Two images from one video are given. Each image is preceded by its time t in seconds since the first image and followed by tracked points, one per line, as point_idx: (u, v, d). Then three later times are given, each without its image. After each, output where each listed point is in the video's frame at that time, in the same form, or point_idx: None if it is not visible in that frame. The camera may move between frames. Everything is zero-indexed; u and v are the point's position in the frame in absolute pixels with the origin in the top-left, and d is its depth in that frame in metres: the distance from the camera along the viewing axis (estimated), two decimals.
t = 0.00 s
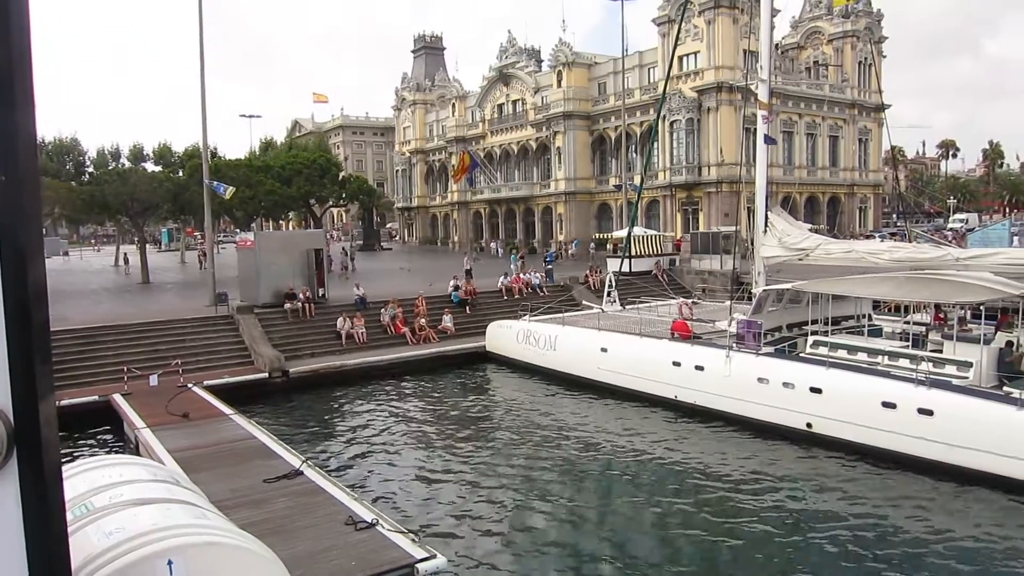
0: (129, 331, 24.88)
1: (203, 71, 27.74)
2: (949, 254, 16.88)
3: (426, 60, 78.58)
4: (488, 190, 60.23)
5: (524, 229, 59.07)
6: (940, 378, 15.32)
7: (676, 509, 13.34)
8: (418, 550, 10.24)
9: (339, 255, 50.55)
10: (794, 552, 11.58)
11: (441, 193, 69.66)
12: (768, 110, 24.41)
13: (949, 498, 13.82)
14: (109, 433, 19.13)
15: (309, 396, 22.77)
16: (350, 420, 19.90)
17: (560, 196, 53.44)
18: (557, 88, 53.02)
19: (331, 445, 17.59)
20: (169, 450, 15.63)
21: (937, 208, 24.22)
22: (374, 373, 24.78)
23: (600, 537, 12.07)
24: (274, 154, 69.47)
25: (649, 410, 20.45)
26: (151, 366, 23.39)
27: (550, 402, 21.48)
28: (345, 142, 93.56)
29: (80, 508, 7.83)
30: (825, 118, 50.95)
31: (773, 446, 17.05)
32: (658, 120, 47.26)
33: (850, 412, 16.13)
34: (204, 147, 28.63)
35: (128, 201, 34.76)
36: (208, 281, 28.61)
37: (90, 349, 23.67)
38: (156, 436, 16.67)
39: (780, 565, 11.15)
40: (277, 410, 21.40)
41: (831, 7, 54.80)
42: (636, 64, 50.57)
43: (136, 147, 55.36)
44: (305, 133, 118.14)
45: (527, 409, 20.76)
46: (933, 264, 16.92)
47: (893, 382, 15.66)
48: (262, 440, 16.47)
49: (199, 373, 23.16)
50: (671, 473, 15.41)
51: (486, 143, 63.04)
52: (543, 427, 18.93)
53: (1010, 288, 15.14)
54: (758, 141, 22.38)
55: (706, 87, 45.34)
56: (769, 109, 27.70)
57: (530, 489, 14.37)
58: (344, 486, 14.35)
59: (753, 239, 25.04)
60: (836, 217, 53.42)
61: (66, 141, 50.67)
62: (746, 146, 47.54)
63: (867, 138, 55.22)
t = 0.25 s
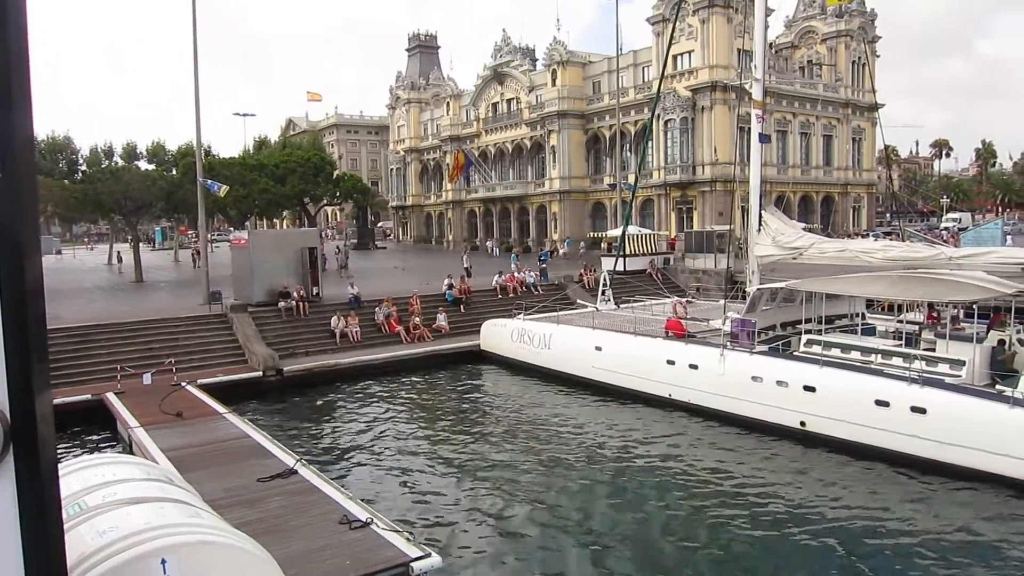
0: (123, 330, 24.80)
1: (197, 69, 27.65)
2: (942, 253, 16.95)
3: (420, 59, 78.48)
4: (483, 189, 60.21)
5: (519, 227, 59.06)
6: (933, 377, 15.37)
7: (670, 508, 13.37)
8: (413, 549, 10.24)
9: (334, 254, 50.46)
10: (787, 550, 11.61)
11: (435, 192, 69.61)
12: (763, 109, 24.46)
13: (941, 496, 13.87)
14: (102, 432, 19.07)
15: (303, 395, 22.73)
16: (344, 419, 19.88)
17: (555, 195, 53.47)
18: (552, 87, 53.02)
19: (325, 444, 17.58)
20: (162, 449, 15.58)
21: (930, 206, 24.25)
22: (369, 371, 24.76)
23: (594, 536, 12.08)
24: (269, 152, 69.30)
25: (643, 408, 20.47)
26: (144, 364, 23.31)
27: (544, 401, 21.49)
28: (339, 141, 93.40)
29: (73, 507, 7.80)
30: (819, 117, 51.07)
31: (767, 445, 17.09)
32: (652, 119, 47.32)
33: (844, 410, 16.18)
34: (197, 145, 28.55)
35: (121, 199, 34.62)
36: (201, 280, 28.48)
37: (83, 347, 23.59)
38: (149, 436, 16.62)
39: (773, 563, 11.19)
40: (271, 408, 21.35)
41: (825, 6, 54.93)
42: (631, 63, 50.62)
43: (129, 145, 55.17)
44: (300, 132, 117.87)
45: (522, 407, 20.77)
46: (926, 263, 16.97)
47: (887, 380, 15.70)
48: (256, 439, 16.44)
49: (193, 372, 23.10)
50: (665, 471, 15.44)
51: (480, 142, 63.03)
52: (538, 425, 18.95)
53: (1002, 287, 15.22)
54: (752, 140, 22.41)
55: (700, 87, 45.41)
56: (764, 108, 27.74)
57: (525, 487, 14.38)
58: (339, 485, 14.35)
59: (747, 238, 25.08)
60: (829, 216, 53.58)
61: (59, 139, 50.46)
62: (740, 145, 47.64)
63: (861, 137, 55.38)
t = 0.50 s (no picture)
0: (115, 331, 24.71)
1: (188, 68, 27.53)
2: (933, 251, 17.02)
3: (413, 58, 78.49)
4: (476, 188, 60.23)
5: (512, 227, 59.10)
6: (923, 373, 15.45)
7: (663, 505, 13.40)
8: (407, 549, 10.23)
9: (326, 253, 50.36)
10: (779, 548, 11.63)
11: (429, 191, 69.57)
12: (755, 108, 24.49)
13: (931, 491, 13.97)
14: (94, 434, 18.98)
15: (296, 395, 22.66)
16: (337, 418, 19.85)
17: (548, 194, 53.49)
18: (545, 86, 53.00)
19: (318, 443, 17.55)
20: (154, 450, 15.55)
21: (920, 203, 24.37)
22: (361, 371, 24.71)
23: (586, 534, 12.12)
24: (261, 152, 69.11)
25: (637, 405, 20.54)
26: (136, 364, 23.24)
27: (537, 399, 21.51)
28: (332, 141, 93.32)
29: (64, 510, 7.74)
30: (811, 116, 51.22)
31: (758, 442, 17.15)
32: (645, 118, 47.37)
33: (835, 408, 16.23)
34: (189, 143, 28.37)
35: (112, 199, 34.43)
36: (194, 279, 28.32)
37: (75, 348, 23.50)
38: (141, 437, 16.57)
39: (766, 560, 11.22)
40: (264, 409, 21.31)
41: (817, 6, 55.10)
42: (623, 63, 50.66)
43: (121, 145, 54.92)
44: (293, 131, 117.64)
45: (515, 406, 20.77)
46: (917, 260, 17.04)
47: (878, 377, 15.74)
48: (248, 438, 16.39)
49: (185, 372, 23.04)
50: (658, 469, 15.48)
51: (473, 141, 62.99)
52: (531, 424, 18.95)
53: (993, 285, 15.29)
54: (744, 139, 22.43)
55: (693, 86, 45.48)
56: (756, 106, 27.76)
57: (518, 486, 14.37)
58: (333, 485, 14.34)
59: (739, 236, 25.12)
60: (821, 215, 53.77)
61: (50, 138, 50.18)
62: (732, 145, 47.79)
63: (853, 136, 55.62)
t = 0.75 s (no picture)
0: (105, 332, 24.57)
1: (178, 68, 27.38)
2: (923, 249, 17.08)
3: (404, 57, 78.38)
4: (468, 187, 60.16)
5: (504, 226, 59.07)
6: (914, 370, 15.51)
7: (655, 503, 13.40)
8: (400, 548, 10.19)
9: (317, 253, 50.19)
10: (772, 545, 11.65)
11: (420, 190, 69.48)
12: (745, 106, 24.54)
13: (922, 488, 14.02)
14: (84, 436, 18.86)
15: (287, 396, 22.58)
16: (329, 418, 19.80)
17: (540, 193, 53.47)
18: (536, 85, 52.96)
19: (310, 444, 17.49)
20: (145, 451, 15.47)
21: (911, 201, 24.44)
22: (353, 370, 24.64)
23: (579, 532, 12.11)
24: (251, 151, 68.84)
25: (630, 404, 20.55)
26: (127, 365, 23.12)
27: (530, 398, 21.49)
28: (323, 140, 93.04)
29: (53, 512, 7.68)
30: (802, 115, 51.36)
31: (750, 439, 17.18)
32: (636, 117, 47.40)
33: (826, 405, 16.28)
34: (179, 143, 28.22)
35: (101, 200, 34.24)
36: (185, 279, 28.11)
37: (65, 349, 23.36)
38: (132, 438, 16.48)
39: (759, 557, 11.23)
40: (255, 409, 21.21)
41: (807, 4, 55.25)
42: (614, 61, 50.68)
43: (110, 145, 54.62)
44: (284, 131, 117.21)
45: (507, 405, 20.75)
46: (908, 257, 17.10)
47: (869, 374, 15.79)
48: (240, 439, 16.32)
49: (176, 373, 22.93)
50: (650, 467, 15.50)
51: (465, 140, 62.90)
52: (523, 423, 18.93)
53: (982, 282, 15.35)
54: (735, 137, 22.47)
55: (683, 85, 45.54)
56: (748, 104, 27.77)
57: (511, 485, 14.35)
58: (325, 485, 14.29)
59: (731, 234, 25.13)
60: (812, 213, 53.92)
61: (39, 139, 49.86)
62: (724, 143, 47.86)
63: (843, 134, 55.80)
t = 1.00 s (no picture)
0: (95, 333, 24.45)
1: (167, 67, 27.25)
2: (913, 246, 17.14)
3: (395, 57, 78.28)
4: (459, 186, 60.13)
5: (495, 225, 59.07)
6: (904, 368, 15.58)
7: (647, 502, 13.41)
8: (391, 547, 10.18)
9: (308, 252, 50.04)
10: (763, 542, 11.69)
11: (411, 189, 69.41)
12: (736, 105, 24.60)
13: (912, 484, 14.09)
14: (74, 437, 18.76)
15: (279, 396, 22.50)
16: (320, 419, 19.74)
17: (531, 192, 53.46)
18: (528, 84, 52.95)
19: (301, 444, 17.45)
20: (136, 453, 15.40)
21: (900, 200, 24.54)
22: (344, 370, 24.58)
23: (571, 531, 12.12)
24: (241, 151, 68.58)
25: (621, 402, 20.57)
26: (117, 366, 23.00)
27: (522, 397, 21.49)
28: (314, 139, 92.77)
29: (41, 516, 7.62)
30: (792, 114, 51.56)
31: (742, 437, 17.22)
32: (627, 116, 47.47)
33: (818, 403, 16.33)
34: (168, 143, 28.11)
35: (90, 200, 34.04)
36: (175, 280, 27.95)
37: (55, 350, 23.23)
38: (122, 440, 16.40)
39: (750, 555, 11.26)
40: (246, 410, 21.13)
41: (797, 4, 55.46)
42: (605, 61, 50.76)
43: (100, 144, 54.33)
44: (274, 130, 116.83)
45: (499, 404, 20.73)
46: (897, 256, 17.18)
47: (860, 372, 15.84)
48: (231, 439, 16.26)
49: (167, 373, 22.84)
50: (642, 465, 15.53)
51: (456, 140, 62.85)
52: (515, 422, 18.92)
53: (972, 280, 15.42)
54: (726, 136, 22.53)
55: (674, 84, 45.64)
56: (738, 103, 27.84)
57: (503, 484, 14.34)
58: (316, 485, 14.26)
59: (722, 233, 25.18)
60: (803, 211, 54.10)
61: (27, 138, 49.54)
62: (714, 142, 48.01)
63: (833, 133, 56.06)
